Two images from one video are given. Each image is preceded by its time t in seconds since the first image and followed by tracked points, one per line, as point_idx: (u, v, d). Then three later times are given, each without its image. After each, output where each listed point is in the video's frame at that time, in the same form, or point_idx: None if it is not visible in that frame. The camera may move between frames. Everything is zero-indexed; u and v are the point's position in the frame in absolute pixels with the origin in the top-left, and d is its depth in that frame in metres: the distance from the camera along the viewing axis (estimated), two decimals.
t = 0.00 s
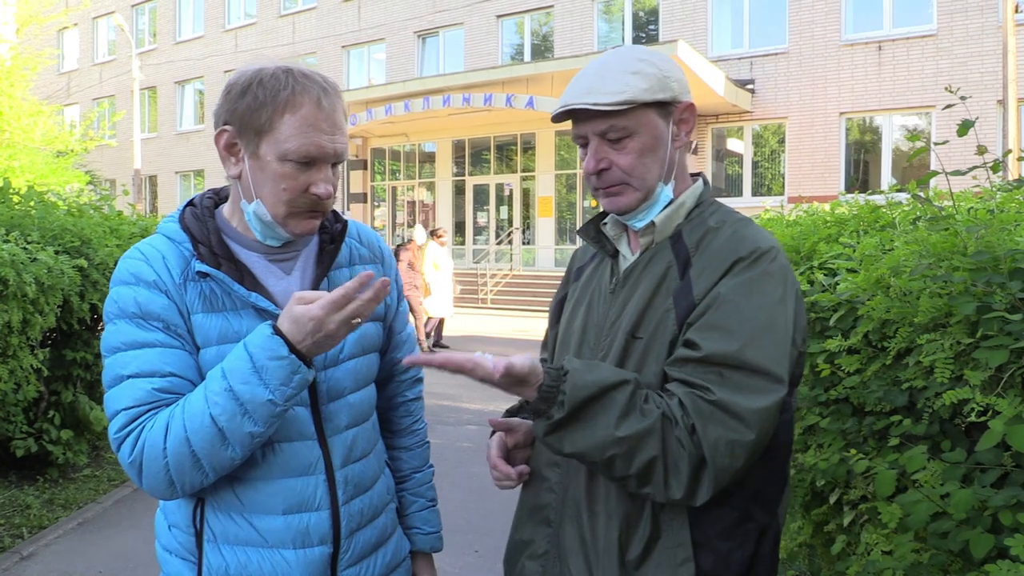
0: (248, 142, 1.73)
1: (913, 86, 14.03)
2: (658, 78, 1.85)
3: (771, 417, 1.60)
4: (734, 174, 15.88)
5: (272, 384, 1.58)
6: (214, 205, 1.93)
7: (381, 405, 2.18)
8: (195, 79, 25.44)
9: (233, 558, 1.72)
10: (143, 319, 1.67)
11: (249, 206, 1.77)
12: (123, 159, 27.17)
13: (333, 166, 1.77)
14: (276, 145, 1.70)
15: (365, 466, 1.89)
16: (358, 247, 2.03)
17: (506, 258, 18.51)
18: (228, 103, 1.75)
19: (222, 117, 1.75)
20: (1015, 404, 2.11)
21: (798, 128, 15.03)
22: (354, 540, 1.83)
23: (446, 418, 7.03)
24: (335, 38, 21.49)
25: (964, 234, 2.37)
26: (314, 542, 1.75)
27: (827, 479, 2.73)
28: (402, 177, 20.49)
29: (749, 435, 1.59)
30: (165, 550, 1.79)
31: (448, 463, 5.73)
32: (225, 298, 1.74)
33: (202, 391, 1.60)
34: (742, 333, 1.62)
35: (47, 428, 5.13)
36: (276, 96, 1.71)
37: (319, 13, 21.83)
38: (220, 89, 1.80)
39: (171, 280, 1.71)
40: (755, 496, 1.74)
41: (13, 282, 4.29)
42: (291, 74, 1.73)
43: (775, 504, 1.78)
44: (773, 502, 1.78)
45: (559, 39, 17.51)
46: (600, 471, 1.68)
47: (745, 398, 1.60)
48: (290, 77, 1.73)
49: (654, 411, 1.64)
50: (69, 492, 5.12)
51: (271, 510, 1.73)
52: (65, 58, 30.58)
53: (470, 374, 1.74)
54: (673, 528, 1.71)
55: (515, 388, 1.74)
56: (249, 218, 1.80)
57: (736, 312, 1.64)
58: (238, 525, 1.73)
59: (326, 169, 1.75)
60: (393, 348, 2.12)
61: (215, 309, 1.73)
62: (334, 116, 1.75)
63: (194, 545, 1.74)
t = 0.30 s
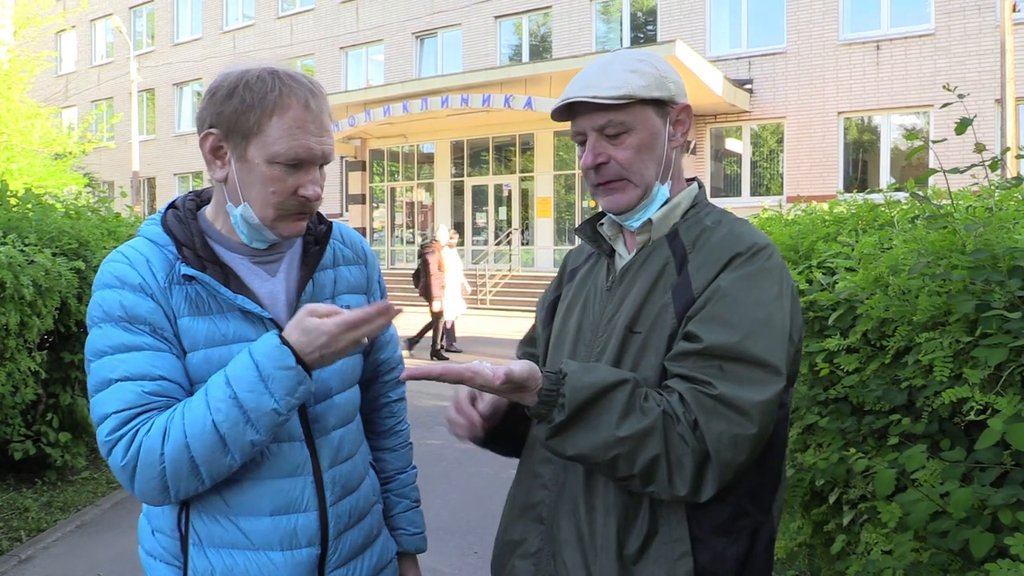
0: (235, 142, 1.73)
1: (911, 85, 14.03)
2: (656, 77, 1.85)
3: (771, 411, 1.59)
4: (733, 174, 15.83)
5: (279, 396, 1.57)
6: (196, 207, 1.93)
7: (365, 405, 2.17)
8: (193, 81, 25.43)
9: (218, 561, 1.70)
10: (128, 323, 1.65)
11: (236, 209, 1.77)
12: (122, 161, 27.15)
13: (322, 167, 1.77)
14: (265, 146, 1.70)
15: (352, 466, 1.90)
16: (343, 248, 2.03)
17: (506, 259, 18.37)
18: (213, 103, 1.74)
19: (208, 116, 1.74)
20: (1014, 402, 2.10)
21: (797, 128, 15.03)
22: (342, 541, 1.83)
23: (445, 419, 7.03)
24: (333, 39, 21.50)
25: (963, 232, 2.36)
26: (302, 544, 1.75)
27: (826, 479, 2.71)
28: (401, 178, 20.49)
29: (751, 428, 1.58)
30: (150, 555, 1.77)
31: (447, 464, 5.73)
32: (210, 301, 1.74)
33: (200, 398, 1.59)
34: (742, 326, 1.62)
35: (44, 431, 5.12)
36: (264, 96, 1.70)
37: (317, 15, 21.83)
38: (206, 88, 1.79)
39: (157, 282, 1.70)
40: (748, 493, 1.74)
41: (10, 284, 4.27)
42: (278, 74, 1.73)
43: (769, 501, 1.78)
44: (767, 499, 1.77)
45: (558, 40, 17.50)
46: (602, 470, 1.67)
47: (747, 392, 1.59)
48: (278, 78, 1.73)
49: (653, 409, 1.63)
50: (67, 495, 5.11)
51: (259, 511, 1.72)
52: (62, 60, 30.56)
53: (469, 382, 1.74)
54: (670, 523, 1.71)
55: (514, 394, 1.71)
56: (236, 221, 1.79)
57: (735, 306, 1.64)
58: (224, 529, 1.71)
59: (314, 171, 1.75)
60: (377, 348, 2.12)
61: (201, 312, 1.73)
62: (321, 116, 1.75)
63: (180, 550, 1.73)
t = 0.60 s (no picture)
0: (230, 144, 1.72)
1: (913, 86, 14.01)
2: (661, 79, 1.85)
3: (770, 416, 1.59)
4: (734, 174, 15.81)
5: (259, 449, 1.61)
6: (192, 207, 1.91)
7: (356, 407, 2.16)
8: (194, 80, 25.43)
9: (217, 562, 1.71)
10: (114, 335, 1.63)
11: (232, 209, 1.76)
12: (123, 159, 27.15)
13: (317, 166, 1.76)
14: (261, 147, 1.69)
15: (347, 469, 1.89)
16: (339, 249, 2.01)
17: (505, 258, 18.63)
18: (207, 104, 1.73)
19: (203, 118, 1.73)
20: (1015, 404, 2.09)
21: (798, 129, 15.03)
22: (338, 546, 1.82)
23: (445, 419, 7.02)
24: (335, 38, 21.49)
25: (965, 234, 2.36)
26: (298, 545, 1.74)
27: (827, 480, 2.71)
28: (402, 178, 20.49)
29: (750, 434, 1.58)
30: (144, 554, 1.77)
31: (447, 464, 5.72)
32: (203, 309, 1.72)
33: (181, 427, 1.62)
34: (744, 331, 1.62)
35: (45, 429, 5.12)
36: (259, 98, 1.69)
37: (318, 14, 21.83)
38: (199, 88, 1.78)
39: (149, 291, 1.68)
40: (748, 497, 1.74)
41: (11, 282, 4.27)
42: (272, 74, 1.72)
43: (767, 506, 1.78)
44: (765, 503, 1.77)
45: (559, 39, 17.49)
46: (600, 474, 1.67)
47: (746, 396, 1.59)
48: (273, 78, 1.72)
49: (651, 413, 1.63)
50: (68, 493, 5.11)
51: (254, 512, 1.72)
52: (64, 58, 30.56)
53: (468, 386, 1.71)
54: (668, 527, 1.71)
55: (513, 397, 1.70)
56: (232, 222, 1.78)
57: (738, 311, 1.64)
58: (221, 529, 1.71)
59: (311, 170, 1.74)
60: (371, 349, 2.12)
61: (193, 321, 1.71)
62: (317, 116, 1.75)
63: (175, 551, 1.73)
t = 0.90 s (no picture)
0: (263, 146, 1.75)
1: (914, 87, 14.01)
2: (661, 80, 1.85)
3: (767, 418, 1.59)
4: (734, 175, 15.83)
5: (256, 435, 1.67)
6: (234, 205, 1.95)
7: (392, 411, 2.18)
8: (195, 80, 25.47)
9: (230, 556, 1.75)
10: (143, 325, 1.71)
11: (266, 209, 1.79)
12: (124, 160, 27.20)
13: (349, 169, 1.79)
14: (292, 148, 1.72)
15: (370, 471, 1.89)
16: (376, 251, 2.01)
17: (506, 258, 18.64)
18: (245, 106, 1.77)
19: (238, 120, 1.78)
20: (1015, 405, 2.09)
21: (799, 129, 15.03)
22: (352, 550, 1.82)
23: (445, 419, 7.03)
24: (337, 39, 21.52)
25: (965, 234, 2.36)
26: (310, 544, 1.76)
27: (827, 481, 2.72)
28: (403, 178, 20.51)
29: (747, 436, 1.58)
30: (168, 546, 1.84)
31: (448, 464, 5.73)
32: (233, 303, 1.76)
33: (186, 413, 1.69)
34: (742, 333, 1.62)
35: (47, 429, 5.14)
36: (290, 100, 1.73)
37: (320, 14, 21.86)
38: (237, 93, 1.82)
39: (181, 284, 1.74)
40: (747, 500, 1.74)
41: (13, 283, 4.28)
42: (306, 77, 1.75)
43: (766, 509, 1.79)
44: (764, 507, 1.78)
45: (560, 40, 17.51)
46: (598, 477, 1.67)
47: (742, 398, 1.59)
48: (306, 80, 1.75)
49: (648, 415, 1.63)
50: (69, 493, 5.12)
51: (268, 509, 1.76)
52: (66, 59, 30.62)
53: (465, 389, 1.71)
54: (665, 529, 1.71)
55: (509, 398, 1.71)
56: (266, 222, 1.81)
57: (737, 312, 1.64)
58: (235, 524, 1.76)
59: (342, 173, 1.77)
60: (406, 355, 2.12)
61: (221, 315, 1.76)
62: (349, 118, 1.77)
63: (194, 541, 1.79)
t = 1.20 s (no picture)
0: (315, 144, 1.82)
1: (915, 88, 14.00)
2: (660, 79, 1.85)
3: (768, 420, 1.59)
4: (735, 175, 15.81)
5: (253, 451, 1.80)
6: (282, 199, 2.05)
7: (424, 415, 2.24)
8: (196, 80, 25.46)
9: (253, 549, 1.88)
10: (175, 313, 1.83)
11: (313, 205, 1.87)
12: (124, 159, 27.20)
13: (396, 173, 1.84)
14: (341, 148, 1.78)
15: (398, 472, 2.00)
16: (418, 255, 2.11)
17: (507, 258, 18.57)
18: (301, 103, 1.84)
19: (295, 116, 1.85)
20: (1016, 404, 2.09)
21: (800, 129, 15.02)
22: (374, 550, 1.92)
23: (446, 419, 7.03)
24: (338, 39, 21.52)
25: (966, 234, 2.35)
26: (333, 541, 1.87)
27: (828, 481, 2.72)
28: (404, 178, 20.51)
29: (747, 437, 1.58)
30: (198, 535, 1.98)
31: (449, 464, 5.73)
32: (271, 296, 1.88)
33: (193, 412, 1.82)
34: (742, 334, 1.62)
35: (47, 428, 5.13)
36: (342, 102, 1.79)
37: (321, 14, 21.87)
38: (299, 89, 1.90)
39: (222, 274, 1.86)
40: (749, 501, 1.74)
41: (13, 282, 4.27)
42: (364, 79, 1.81)
43: (767, 510, 1.78)
44: (766, 508, 1.78)
45: (561, 40, 17.49)
46: (598, 478, 1.67)
47: (742, 399, 1.59)
48: (364, 82, 1.81)
49: (647, 416, 1.63)
50: (69, 493, 5.12)
51: (293, 504, 1.87)
52: (67, 58, 30.62)
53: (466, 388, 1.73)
54: (666, 530, 1.71)
55: (508, 399, 1.72)
56: (312, 217, 1.89)
57: (736, 314, 1.64)
58: (261, 517, 1.89)
59: (388, 175, 1.82)
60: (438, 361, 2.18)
61: (258, 306, 1.87)
62: (400, 123, 1.82)
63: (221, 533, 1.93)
